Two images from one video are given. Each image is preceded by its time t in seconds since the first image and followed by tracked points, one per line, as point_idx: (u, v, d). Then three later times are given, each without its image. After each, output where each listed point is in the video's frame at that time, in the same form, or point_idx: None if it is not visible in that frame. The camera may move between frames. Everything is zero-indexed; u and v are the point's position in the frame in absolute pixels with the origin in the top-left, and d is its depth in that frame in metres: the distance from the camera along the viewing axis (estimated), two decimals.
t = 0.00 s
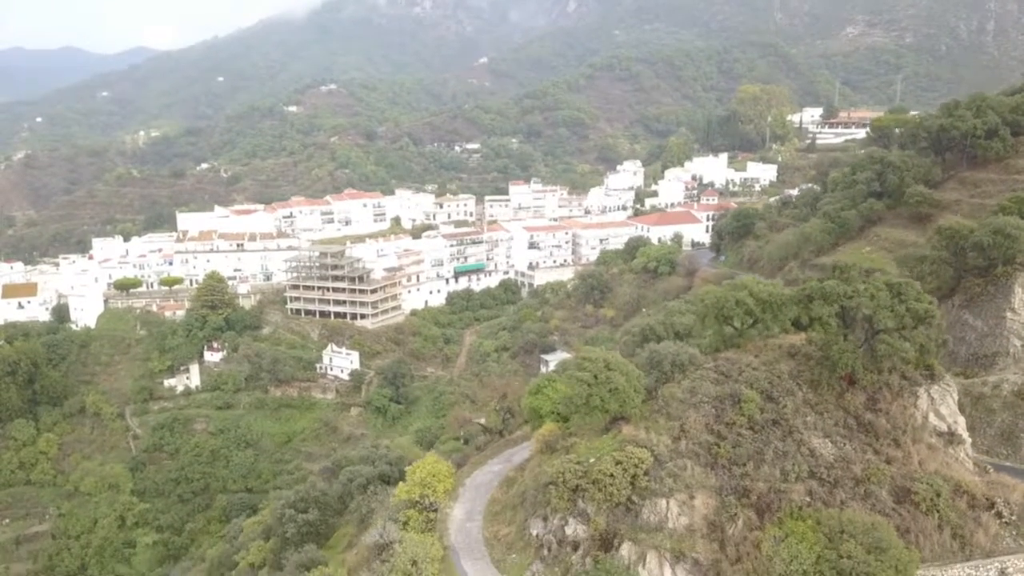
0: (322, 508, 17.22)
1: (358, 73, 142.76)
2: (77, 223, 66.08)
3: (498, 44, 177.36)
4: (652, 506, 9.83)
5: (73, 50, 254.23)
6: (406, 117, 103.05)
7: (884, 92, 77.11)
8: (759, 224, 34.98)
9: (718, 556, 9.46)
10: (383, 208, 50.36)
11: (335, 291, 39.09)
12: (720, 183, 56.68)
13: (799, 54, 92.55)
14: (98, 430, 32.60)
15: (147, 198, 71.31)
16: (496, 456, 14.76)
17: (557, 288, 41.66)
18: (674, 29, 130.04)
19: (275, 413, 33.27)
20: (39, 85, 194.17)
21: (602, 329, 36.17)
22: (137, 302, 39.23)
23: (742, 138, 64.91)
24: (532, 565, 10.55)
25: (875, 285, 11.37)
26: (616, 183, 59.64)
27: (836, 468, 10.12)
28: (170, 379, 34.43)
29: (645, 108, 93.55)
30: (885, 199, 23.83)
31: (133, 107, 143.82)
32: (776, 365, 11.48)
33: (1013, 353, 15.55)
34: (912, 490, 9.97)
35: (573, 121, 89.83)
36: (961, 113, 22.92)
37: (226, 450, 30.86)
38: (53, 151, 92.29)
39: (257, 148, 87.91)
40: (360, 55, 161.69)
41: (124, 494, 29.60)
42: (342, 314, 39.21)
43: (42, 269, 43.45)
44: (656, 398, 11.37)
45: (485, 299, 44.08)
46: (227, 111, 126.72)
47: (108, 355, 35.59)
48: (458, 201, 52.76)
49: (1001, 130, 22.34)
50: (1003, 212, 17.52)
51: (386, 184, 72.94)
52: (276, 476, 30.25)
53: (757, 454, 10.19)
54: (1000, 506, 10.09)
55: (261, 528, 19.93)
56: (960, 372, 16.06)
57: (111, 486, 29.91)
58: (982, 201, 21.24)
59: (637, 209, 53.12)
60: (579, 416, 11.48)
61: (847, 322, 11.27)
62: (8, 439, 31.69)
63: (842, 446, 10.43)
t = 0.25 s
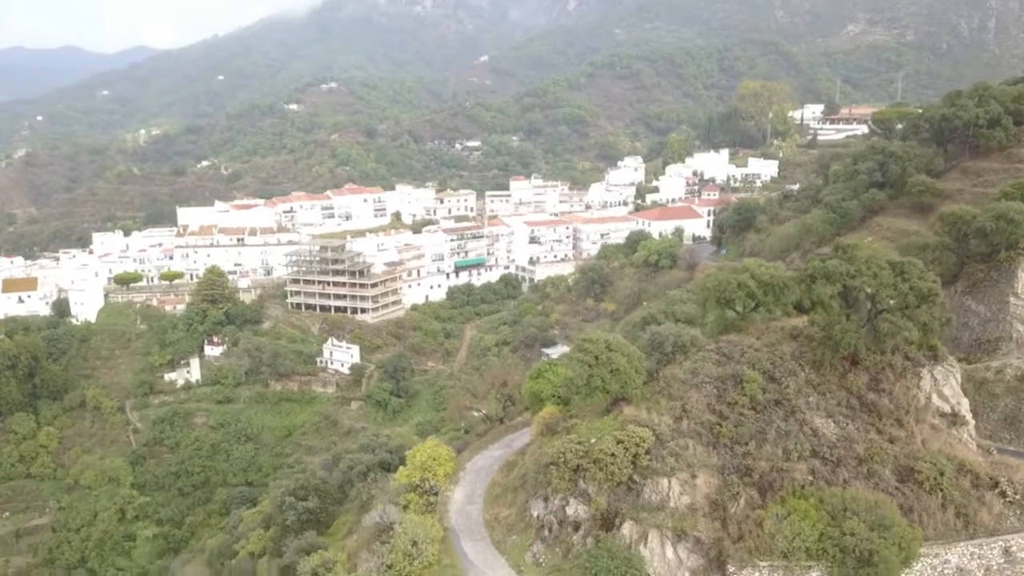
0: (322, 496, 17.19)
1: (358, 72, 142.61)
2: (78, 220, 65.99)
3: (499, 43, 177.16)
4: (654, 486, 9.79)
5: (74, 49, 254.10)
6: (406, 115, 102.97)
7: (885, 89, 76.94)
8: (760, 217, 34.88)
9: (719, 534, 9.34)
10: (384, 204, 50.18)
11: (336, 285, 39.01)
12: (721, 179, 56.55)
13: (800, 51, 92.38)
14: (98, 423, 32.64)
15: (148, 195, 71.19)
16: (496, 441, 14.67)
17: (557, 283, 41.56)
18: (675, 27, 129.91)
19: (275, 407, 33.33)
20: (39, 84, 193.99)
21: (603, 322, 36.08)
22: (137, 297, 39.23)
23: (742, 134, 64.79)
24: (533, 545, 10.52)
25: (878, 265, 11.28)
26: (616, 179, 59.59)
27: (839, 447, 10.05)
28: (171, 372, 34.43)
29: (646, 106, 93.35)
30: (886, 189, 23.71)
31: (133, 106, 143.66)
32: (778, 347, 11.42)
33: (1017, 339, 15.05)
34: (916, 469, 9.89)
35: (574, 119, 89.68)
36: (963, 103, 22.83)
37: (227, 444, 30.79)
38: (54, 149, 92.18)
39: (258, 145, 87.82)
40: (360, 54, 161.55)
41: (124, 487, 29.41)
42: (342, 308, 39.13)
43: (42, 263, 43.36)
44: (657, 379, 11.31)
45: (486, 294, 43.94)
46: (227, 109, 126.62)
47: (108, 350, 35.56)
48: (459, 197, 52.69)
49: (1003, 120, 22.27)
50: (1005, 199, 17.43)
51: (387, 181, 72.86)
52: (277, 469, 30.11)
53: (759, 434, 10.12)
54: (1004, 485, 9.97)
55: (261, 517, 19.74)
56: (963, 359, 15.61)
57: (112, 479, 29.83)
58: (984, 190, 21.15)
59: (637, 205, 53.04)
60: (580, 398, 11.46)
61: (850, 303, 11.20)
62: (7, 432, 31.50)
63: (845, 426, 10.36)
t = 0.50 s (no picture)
0: (320, 485, 17.13)
1: (358, 70, 142.47)
2: (77, 217, 65.88)
3: (499, 42, 177.00)
4: (653, 466, 9.72)
5: (74, 48, 253.99)
6: (406, 113, 102.87)
7: (885, 88, 76.79)
8: (759, 212, 34.78)
9: (719, 513, 9.26)
10: (383, 199, 49.86)
11: (335, 280, 38.90)
12: (721, 175, 56.42)
13: (800, 50, 92.24)
14: (97, 418, 32.54)
15: (147, 192, 71.03)
16: (494, 427, 14.58)
17: (557, 278, 41.46)
18: (675, 26, 129.79)
19: (274, 401, 33.13)
20: (39, 83, 193.76)
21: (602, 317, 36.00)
22: (136, 292, 39.13)
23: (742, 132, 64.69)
24: (531, 527, 10.47)
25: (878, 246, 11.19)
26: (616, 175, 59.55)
27: (839, 428, 9.97)
28: (170, 367, 34.17)
29: (645, 104, 93.14)
30: (886, 180, 23.63)
31: (133, 105, 143.46)
32: (778, 328, 11.34)
33: (1016, 326, 14.82)
34: (916, 449, 9.80)
35: (574, 117, 89.52)
36: (963, 93, 22.75)
37: (225, 439, 30.60)
38: (53, 146, 92.05)
39: (257, 143, 87.71)
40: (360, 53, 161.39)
41: (122, 481, 29.25)
42: (341, 303, 39.01)
43: (41, 258, 43.24)
44: (657, 362, 11.24)
45: (485, 289, 43.70)
46: (227, 108, 126.49)
47: (107, 344, 35.38)
48: (458, 192, 52.57)
49: (1004, 110, 22.19)
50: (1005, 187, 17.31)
51: (386, 179, 72.74)
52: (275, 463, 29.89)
53: (758, 414, 10.05)
54: (1005, 467, 9.90)
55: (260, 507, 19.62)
56: (963, 346, 15.37)
57: (109, 473, 29.66)
58: (984, 181, 21.07)
59: (637, 201, 52.96)
60: (579, 380, 11.42)
61: (850, 283, 11.06)
62: (5, 426, 31.63)
63: (845, 407, 10.29)
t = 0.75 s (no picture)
0: (320, 471, 17.03)
1: (358, 69, 142.40)
2: (78, 214, 65.78)
3: (499, 41, 176.88)
4: (654, 444, 9.67)
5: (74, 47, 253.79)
6: (407, 110, 102.78)
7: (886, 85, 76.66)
8: (761, 204, 34.62)
9: (721, 491, 9.20)
10: (384, 194, 49.63)
11: (335, 274, 38.76)
12: (722, 171, 56.31)
13: (801, 47, 92.11)
14: (97, 411, 32.41)
15: (148, 189, 70.91)
16: (494, 412, 14.53)
17: (558, 272, 41.36)
18: (675, 24, 129.70)
19: (275, 395, 33.01)
20: (38, 82, 193.51)
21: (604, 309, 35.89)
22: (136, 286, 39.07)
23: (743, 128, 64.53)
24: (532, 507, 10.42)
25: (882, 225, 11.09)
26: (617, 171, 59.53)
27: (842, 406, 9.90)
28: (170, 360, 34.13)
29: (646, 101, 92.94)
30: (888, 170, 23.53)
31: (133, 103, 143.32)
32: (780, 309, 11.28)
33: (1020, 309, 14.71)
34: (919, 428, 9.73)
35: (575, 115, 89.39)
36: (965, 82, 22.67)
37: (226, 432, 30.24)
38: (53, 144, 91.91)
39: (258, 141, 87.65)
40: (361, 52, 161.29)
41: (123, 474, 28.92)
42: (342, 297, 38.85)
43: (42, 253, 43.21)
44: (657, 342, 11.20)
45: (486, 284, 43.43)
46: (227, 106, 126.36)
47: (107, 337, 35.47)
48: (459, 187, 52.51)
49: (1006, 99, 22.09)
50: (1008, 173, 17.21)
51: (387, 176, 72.64)
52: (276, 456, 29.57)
53: (761, 392, 10.00)
54: (1010, 445, 9.84)
55: (261, 495, 19.50)
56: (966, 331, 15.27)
57: (110, 466, 29.21)
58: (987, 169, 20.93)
59: (638, 196, 52.90)
60: (580, 360, 11.42)
61: (853, 262, 10.96)
62: (6, 420, 31.28)
63: (848, 385, 10.21)
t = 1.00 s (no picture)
0: (320, 460, 16.86)
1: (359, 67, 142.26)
2: (78, 212, 65.70)
3: (499, 40, 176.75)
4: (654, 424, 9.62)
5: (75, 47, 253.84)
6: (407, 109, 102.73)
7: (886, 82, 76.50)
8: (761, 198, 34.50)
9: (721, 470, 9.12)
10: (384, 190, 49.74)
11: (336, 269, 38.59)
12: (722, 167, 56.20)
13: (801, 45, 91.99)
14: (96, 406, 32.23)
15: (148, 187, 70.83)
16: (494, 398, 14.48)
17: (558, 268, 41.21)
18: (676, 23, 129.62)
19: (275, 389, 32.86)
20: (39, 81, 193.43)
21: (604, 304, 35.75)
22: (135, 281, 38.99)
23: (743, 125, 64.40)
24: (531, 488, 10.39)
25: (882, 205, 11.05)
26: (617, 168, 59.47)
27: (843, 386, 9.83)
28: (170, 355, 33.79)
29: (647, 100, 92.86)
30: (889, 161, 23.41)
31: (134, 102, 143.27)
32: (781, 291, 11.22)
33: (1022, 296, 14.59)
34: (921, 407, 9.66)
35: (575, 113, 89.27)
36: (967, 73, 22.57)
37: (225, 426, 30.14)
38: (54, 143, 91.80)
39: (258, 140, 87.58)
40: (362, 52, 161.18)
41: (122, 468, 28.77)
42: (342, 293, 38.64)
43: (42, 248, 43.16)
44: (658, 324, 11.14)
45: (486, 279, 43.15)
46: (228, 105, 126.33)
47: (107, 332, 35.42)
48: (459, 183, 52.32)
49: (1008, 89, 21.98)
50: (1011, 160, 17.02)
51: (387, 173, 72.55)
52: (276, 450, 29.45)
53: (761, 372, 9.94)
54: (1012, 425, 9.76)
55: (260, 486, 19.42)
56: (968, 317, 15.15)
57: (110, 460, 29.12)
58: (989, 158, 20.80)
59: (639, 192, 52.79)
60: (580, 342, 11.41)
61: (854, 242, 10.88)
62: (5, 415, 31.23)
63: (849, 366, 10.15)
